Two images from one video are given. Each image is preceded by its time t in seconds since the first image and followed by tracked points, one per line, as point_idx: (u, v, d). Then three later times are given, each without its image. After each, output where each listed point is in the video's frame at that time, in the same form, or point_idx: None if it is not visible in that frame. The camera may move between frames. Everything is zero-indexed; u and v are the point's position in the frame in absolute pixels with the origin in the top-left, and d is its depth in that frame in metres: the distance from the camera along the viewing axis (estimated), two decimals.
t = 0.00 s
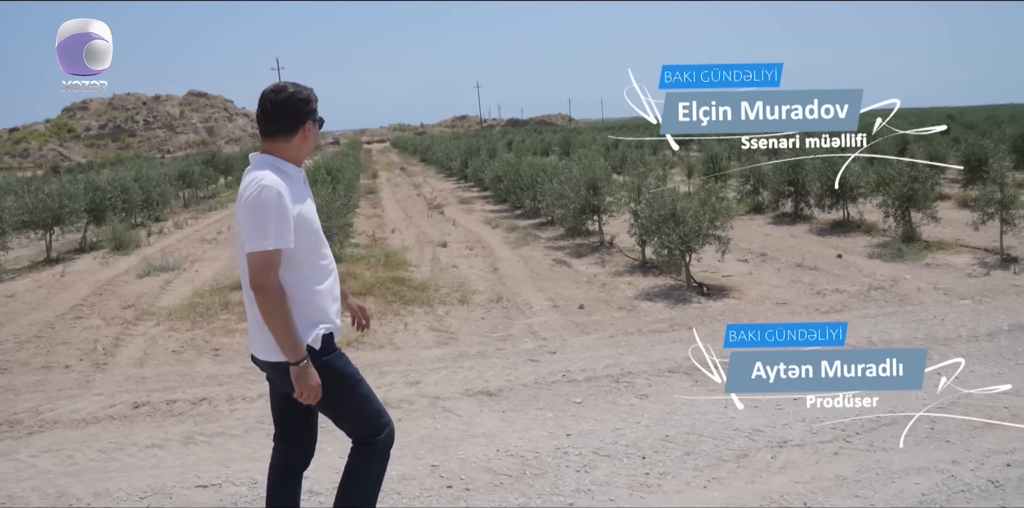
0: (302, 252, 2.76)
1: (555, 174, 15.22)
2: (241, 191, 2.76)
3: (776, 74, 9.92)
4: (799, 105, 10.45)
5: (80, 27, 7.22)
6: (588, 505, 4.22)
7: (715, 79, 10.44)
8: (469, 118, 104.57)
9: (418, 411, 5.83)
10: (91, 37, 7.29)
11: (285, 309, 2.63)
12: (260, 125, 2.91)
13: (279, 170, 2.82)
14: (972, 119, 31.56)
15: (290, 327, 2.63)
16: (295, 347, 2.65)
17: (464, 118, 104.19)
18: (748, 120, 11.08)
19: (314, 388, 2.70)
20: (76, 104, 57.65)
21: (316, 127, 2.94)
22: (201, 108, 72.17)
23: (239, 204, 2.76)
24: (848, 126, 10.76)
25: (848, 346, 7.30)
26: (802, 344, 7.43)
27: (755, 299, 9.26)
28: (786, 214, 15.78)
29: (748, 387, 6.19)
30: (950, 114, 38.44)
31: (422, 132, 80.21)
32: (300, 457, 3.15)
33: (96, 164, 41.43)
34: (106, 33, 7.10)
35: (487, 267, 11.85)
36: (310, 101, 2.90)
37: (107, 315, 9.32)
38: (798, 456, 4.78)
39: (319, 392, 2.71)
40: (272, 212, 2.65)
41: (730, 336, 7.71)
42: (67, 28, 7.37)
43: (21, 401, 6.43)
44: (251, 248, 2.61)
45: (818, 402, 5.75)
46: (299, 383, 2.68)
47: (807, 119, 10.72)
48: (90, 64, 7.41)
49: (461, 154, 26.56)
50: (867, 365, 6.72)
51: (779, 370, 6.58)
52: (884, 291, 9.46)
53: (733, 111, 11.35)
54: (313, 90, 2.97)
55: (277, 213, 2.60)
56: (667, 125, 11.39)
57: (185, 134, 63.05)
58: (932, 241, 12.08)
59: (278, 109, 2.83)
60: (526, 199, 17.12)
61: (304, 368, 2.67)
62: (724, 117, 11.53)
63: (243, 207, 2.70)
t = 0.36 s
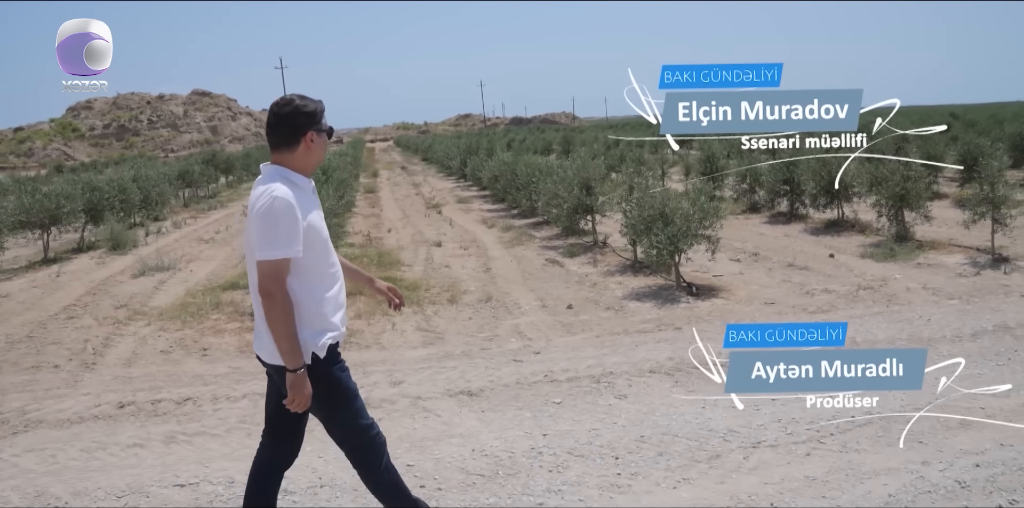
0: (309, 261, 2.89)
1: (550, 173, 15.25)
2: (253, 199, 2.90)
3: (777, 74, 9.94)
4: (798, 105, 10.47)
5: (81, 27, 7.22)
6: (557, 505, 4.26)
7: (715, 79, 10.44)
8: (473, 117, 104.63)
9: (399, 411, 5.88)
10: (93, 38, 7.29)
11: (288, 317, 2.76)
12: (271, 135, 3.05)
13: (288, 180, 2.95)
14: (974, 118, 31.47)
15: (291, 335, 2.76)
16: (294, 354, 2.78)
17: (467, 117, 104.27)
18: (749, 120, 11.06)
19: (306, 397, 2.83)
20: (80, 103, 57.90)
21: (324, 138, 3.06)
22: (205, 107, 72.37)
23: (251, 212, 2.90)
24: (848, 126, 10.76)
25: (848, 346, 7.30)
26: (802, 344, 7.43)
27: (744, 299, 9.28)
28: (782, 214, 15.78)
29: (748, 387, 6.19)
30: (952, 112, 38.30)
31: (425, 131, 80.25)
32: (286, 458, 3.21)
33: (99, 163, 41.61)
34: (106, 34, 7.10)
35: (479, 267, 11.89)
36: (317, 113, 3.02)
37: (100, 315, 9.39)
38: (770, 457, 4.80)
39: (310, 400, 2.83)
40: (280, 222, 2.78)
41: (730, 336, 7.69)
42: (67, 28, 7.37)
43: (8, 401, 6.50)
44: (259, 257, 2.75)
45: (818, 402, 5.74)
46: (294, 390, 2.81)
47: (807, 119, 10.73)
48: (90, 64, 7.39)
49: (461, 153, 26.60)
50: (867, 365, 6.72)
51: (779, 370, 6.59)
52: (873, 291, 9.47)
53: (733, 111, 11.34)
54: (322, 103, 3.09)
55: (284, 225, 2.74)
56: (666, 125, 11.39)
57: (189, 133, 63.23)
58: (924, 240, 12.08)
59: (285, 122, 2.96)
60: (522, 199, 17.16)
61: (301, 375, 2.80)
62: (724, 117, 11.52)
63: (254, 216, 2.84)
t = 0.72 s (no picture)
0: (323, 269, 3.01)
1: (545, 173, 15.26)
2: (269, 208, 3.03)
3: (777, 74, 9.94)
4: (800, 104, 10.48)
5: (81, 27, 7.45)
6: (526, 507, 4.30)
7: (716, 79, 10.41)
8: (476, 115, 104.55)
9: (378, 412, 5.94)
10: (93, 38, 7.53)
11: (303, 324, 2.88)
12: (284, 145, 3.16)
13: (301, 190, 3.06)
14: (975, 118, 31.35)
15: (305, 341, 2.87)
16: (308, 360, 2.89)
17: (471, 115, 104.12)
18: (749, 120, 11.03)
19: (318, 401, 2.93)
20: (84, 102, 58.08)
21: (332, 146, 3.13)
22: (208, 106, 72.50)
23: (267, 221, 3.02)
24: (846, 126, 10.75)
25: (848, 346, 7.34)
26: (801, 344, 7.47)
27: (732, 300, 9.28)
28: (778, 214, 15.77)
29: (748, 387, 6.23)
30: (955, 111, 38.17)
31: (428, 130, 80.26)
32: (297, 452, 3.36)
33: (101, 162, 41.70)
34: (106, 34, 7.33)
35: (471, 267, 11.92)
36: (327, 123, 3.12)
37: (91, 315, 9.45)
38: (742, 460, 4.82)
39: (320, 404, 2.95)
40: (293, 232, 2.90)
41: (730, 336, 7.73)
42: (67, 28, 7.58)
43: None
44: (277, 265, 2.87)
45: (818, 402, 5.79)
46: (307, 394, 2.91)
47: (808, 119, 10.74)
48: (90, 64, 7.62)
49: (460, 152, 26.62)
50: (867, 365, 6.75)
51: (779, 370, 6.62)
52: (861, 292, 9.48)
53: (733, 111, 11.32)
54: (333, 112, 3.17)
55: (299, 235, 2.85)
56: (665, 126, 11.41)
57: (192, 131, 63.35)
58: (917, 241, 12.07)
59: (296, 133, 3.07)
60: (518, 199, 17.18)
61: (314, 380, 2.90)
62: (724, 117, 11.50)
63: (270, 225, 2.96)
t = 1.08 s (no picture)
0: (333, 261, 3.10)
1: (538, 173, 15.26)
2: (278, 203, 3.11)
3: (777, 74, 9.94)
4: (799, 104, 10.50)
5: (81, 27, 7.49)
6: (498, 505, 4.31)
7: (716, 78, 10.40)
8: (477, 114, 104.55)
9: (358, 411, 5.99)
10: (93, 38, 7.57)
11: (319, 315, 2.97)
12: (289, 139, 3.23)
13: (308, 184, 3.15)
14: (974, 118, 31.25)
15: (321, 332, 2.97)
16: (325, 350, 2.98)
17: (472, 114, 104.10)
18: (749, 120, 10.99)
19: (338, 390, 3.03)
20: (85, 101, 58.21)
21: (336, 139, 3.19)
22: (208, 105, 72.56)
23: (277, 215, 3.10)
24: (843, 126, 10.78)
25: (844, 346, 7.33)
26: (801, 344, 7.46)
27: (720, 300, 9.29)
28: (771, 214, 15.76)
29: (748, 387, 6.24)
30: (954, 111, 38.09)
31: (428, 129, 80.32)
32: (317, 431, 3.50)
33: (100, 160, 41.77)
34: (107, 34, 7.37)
35: (463, 266, 11.94)
36: (331, 116, 3.18)
37: (81, 313, 9.48)
38: (716, 459, 4.82)
39: (342, 393, 3.05)
40: (303, 229, 2.99)
41: (731, 336, 7.72)
42: (67, 27, 7.62)
43: None
44: (291, 259, 2.96)
45: (818, 402, 5.79)
46: (326, 384, 3.00)
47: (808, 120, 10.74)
48: (90, 64, 7.65)
49: (457, 151, 26.63)
50: (867, 365, 6.74)
51: (779, 370, 6.62)
52: (850, 292, 9.48)
53: (734, 111, 11.27)
54: (339, 105, 3.23)
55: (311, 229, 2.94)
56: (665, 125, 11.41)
57: (192, 130, 63.42)
58: (909, 241, 12.08)
59: (300, 127, 3.15)
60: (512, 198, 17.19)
61: (332, 370, 2.99)
62: (724, 117, 11.43)
63: (280, 222, 3.04)
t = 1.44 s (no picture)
0: (334, 246, 3.23)
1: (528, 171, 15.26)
2: (277, 193, 3.21)
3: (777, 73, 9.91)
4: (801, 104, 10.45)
5: (81, 27, 7.51)
6: (463, 502, 4.32)
7: (715, 79, 10.36)
8: (477, 114, 104.61)
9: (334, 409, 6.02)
10: (93, 39, 7.60)
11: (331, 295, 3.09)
12: (284, 132, 3.36)
13: (305, 174, 3.28)
14: (970, 118, 31.22)
15: (337, 311, 3.09)
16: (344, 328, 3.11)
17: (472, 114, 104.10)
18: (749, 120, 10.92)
19: (364, 366, 3.19)
20: (84, 101, 58.26)
21: (331, 128, 3.34)
22: (208, 104, 72.65)
23: (277, 206, 3.20)
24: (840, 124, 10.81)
25: (826, 345, 7.30)
26: (802, 343, 7.38)
27: (705, 298, 9.28)
28: (763, 213, 15.75)
29: (748, 387, 6.17)
30: (952, 111, 38.03)
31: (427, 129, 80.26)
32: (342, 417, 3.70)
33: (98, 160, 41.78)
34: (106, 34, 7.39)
35: (451, 265, 11.95)
36: (324, 107, 3.33)
37: (66, 311, 9.48)
38: (686, 457, 4.81)
39: (368, 368, 3.21)
40: (307, 213, 3.10)
41: (730, 336, 7.66)
42: (67, 28, 7.65)
43: None
44: (297, 245, 3.07)
45: (817, 402, 5.74)
46: (352, 360, 3.15)
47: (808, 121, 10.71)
48: (90, 64, 7.65)
49: (452, 151, 26.63)
50: (867, 365, 6.69)
51: (779, 370, 6.57)
52: (835, 290, 9.47)
53: (733, 111, 11.22)
54: (333, 96, 3.39)
55: (315, 214, 3.06)
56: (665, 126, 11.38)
57: (191, 130, 63.48)
58: (898, 240, 12.07)
59: (296, 117, 3.30)
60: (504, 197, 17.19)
61: (355, 346, 3.14)
62: (724, 117, 11.40)
63: (282, 211, 3.14)
